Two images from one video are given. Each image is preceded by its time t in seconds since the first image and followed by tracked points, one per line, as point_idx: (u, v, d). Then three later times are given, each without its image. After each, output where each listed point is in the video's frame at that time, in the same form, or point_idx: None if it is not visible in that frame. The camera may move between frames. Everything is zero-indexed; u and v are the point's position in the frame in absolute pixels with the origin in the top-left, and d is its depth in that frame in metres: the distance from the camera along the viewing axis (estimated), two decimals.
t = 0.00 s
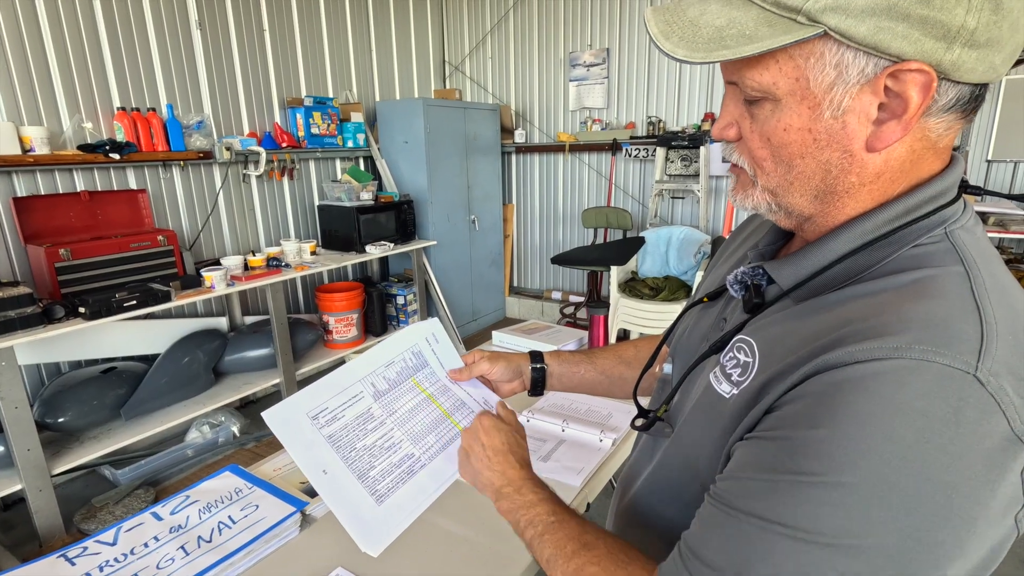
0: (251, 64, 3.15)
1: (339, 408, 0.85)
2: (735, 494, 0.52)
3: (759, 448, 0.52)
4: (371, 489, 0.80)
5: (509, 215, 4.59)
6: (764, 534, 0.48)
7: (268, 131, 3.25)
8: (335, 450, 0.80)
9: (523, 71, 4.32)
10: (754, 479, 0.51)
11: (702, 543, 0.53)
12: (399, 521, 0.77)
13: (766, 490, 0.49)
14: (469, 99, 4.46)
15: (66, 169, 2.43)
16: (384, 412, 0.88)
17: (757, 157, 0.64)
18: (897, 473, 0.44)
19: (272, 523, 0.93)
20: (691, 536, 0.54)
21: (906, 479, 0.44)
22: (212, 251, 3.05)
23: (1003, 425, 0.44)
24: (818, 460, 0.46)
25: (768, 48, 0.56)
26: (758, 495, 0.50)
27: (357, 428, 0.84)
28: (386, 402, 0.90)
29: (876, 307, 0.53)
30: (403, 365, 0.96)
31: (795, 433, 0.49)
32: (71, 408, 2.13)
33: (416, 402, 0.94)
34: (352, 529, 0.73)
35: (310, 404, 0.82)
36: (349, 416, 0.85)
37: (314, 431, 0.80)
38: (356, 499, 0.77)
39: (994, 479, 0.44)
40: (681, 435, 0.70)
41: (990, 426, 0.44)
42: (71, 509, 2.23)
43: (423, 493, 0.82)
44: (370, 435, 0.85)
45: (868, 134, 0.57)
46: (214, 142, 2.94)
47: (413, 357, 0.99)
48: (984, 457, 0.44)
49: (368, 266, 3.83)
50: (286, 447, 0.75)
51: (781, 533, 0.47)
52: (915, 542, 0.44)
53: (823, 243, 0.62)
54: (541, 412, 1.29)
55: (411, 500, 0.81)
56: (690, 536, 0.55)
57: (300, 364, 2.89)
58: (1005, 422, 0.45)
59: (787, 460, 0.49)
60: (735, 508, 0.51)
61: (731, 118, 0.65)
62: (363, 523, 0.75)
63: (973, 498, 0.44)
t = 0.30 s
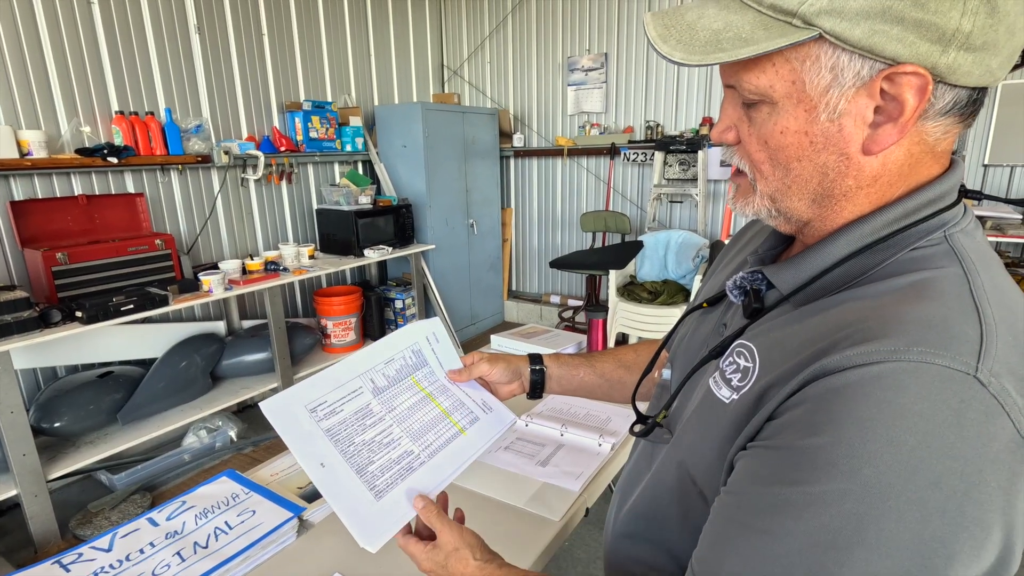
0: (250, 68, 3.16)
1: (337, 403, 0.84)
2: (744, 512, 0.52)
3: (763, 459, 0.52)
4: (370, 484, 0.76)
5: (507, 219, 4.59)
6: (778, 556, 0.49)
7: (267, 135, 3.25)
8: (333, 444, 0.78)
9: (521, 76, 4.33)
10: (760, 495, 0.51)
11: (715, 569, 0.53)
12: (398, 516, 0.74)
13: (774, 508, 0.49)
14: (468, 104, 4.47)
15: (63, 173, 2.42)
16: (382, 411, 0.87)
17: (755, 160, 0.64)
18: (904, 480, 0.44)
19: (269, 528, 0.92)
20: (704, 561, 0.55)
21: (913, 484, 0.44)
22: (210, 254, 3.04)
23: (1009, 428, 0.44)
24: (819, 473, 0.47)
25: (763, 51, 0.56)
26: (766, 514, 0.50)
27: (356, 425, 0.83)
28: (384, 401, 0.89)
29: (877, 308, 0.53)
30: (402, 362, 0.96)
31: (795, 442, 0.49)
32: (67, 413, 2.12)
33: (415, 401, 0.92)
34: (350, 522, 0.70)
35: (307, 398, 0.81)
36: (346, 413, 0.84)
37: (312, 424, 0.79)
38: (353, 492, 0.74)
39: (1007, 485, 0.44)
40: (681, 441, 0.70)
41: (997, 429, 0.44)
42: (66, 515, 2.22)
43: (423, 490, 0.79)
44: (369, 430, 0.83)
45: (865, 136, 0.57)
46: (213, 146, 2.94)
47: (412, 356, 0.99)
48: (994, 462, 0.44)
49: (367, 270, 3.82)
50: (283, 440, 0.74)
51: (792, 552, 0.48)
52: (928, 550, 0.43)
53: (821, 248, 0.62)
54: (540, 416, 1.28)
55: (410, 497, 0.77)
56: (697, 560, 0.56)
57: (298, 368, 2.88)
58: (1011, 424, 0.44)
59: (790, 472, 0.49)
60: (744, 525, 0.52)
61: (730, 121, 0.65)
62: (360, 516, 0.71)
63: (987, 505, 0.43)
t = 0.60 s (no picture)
0: (249, 71, 3.16)
1: (334, 409, 0.83)
2: (737, 515, 0.52)
3: (757, 465, 0.52)
4: (365, 492, 0.76)
5: (506, 222, 4.59)
6: (771, 559, 0.48)
7: (266, 138, 3.26)
8: (328, 451, 0.78)
9: (520, 80, 4.34)
10: (756, 500, 0.51)
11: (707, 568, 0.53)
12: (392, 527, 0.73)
13: (769, 511, 0.49)
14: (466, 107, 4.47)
15: (61, 176, 2.42)
16: (378, 417, 0.87)
17: (751, 164, 0.64)
18: (900, 488, 0.44)
19: (266, 534, 0.92)
20: (694, 564, 0.54)
21: (909, 493, 0.43)
22: (208, 258, 3.04)
23: (1006, 437, 0.44)
24: (814, 480, 0.46)
25: (759, 53, 0.56)
26: (762, 519, 0.50)
27: (351, 431, 0.83)
28: (381, 407, 0.89)
29: (873, 314, 0.52)
30: (399, 368, 0.96)
31: (791, 448, 0.49)
32: (64, 417, 2.11)
33: (412, 408, 0.92)
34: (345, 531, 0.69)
35: (303, 404, 0.81)
36: (342, 419, 0.83)
37: (308, 430, 0.78)
38: (348, 500, 0.73)
39: (1003, 494, 0.44)
40: (678, 446, 0.70)
41: (993, 437, 0.44)
42: (62, 519, 2.20)
43: (418, 500, 0.78)
44: (365, 438, 0.83)
45: (861, 141, 0.57)
46: (211, 149, 2.94)
47: (409, 361, 0.99)
48: (990, 471, 0.43)
49: (365, 274, 3.82)
50: (279, 445, 0.73)
51: (787, 556, 0.47)
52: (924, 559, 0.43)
53: (818, 253, 0.62)
54: (539, 420, 1.28)
55: (405, 507, 0.77)
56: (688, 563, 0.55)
57: (296, 372, 2.87)
58: (1008, 433, 0.44)
59: (785, 477, 0.49)
60: (737, 528, 0.51)
61: (726, 124, 0.65)
62: (355, 524, 0.71)
63: (982, 513, 0.43)
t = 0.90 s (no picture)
0: (247, 75, 3.16)
1: (329, 413, 0.83)
2: (733, 519, 0.52)
3: (752, 469, 0.52)
4: (360, 495, 0.75)
5: (504, 225, 4.60)
6: (766, 563, 0.48)
7: (264, 141, 3.26)
8: (325, 454, 0.77)
9: (518, 83, 4.35)
10: (752, 505, 0.51)
11: (702, 572, 0.53)
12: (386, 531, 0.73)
13: (765, 514, 0.49)
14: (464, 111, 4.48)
15: (59, 179, 2.41)
16: (374, 421, 0.87)
17: (747, 172, 0.64)
18: (895, 492, 0.44)
19: (263, 538, 0.91)
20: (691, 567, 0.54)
21: (904, 497, 0.44)
22: (205, 261, 3.03)
23: (1000, 440, 0.44)
24: (810, 485, 0.47)
25: (754, 64, 0.56)
26: (758, 524, 0.50)
27: (347, 435, 0.83)
28: (377, 411, 0.89)
29: (868, 319, 0.53)
30: (395, 372, 0.96)
31: (787, 452, 0.49)
32: (60, 421, 2.11)
33: (408, 411, 0.92)
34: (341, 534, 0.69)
35: (300, 408, 0.81)
36: (338, 423, 0.83)
37: (304, 432, 0.78)
38: (344, 502, 0.73)
39: (997, 498, 0.44)
40: (674, 450, 0.70)
41: (988, 441, 0.44)
42: (58, 524, 2.19)
43: (413, 504, 0.78)
44: (360, 441, 0.83)
45: (857, 149, 0.57)
46: (209, 152, 2.94)
47: (404, 365, 0.99)
48: (985, 475, 0.44)
49: (363, 277, 3.82)
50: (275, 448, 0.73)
51: (783, 560, 0.47)
52: (919, 564, 0.43)
53: (813, 257, 0.62)
54: (537, 423, 1.28)
55: (401, 510, 0.77)
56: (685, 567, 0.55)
57: (294, 376, 2.86)
58: (1002, 438, 0.44)
59: (781, 481, 0.49)
60: (733, 532, 0.51)
61: (722, 132, 0.66)
62: (350, 527, 0.71)
63: (977, 516, 0.43)
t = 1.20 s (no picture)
0: (246, 78, 3.17)
1: (323, 422, 0.83)
2: (733, 525, 0.52)
3: (752, 474, 0.52)
4: (355, 506, 0.75)
5: (503, 228, 4.60)
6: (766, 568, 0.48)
7: (263, 144, 3.26)
8: (320, 465, 0.77)
9: (517, 86, 4.36)
10: (751, 510, 0.51)
11: None
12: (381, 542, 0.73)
13: (765, 521, 0.49)
14: (463, 114, 4.49)
15: (57, 182, 2.41)
16: (370, 430, 0.86)
17: (743, 179, 0.64)
18: (894, 499, 0.44)
19: (261, 541, 0.91)
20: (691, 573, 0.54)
21: (903, 503, 0.43)
22: (204, 264, 3.03)
23: (1000, 446, 0.44)
24: (809, 491, 0.47)
25: (747, 73, 0.57)
26: (758, 529, 0.50)
27: (342, 445, 0.82)
28: (372, 419, 0.88)
29: (867, 324, 0.53)
30: (391, 380, 0.96)
31: (785, 457, 0.49)
32: (58, 424, 2.10)
33: (403, 419, 0.92)
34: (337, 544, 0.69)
35: (294, 418, 0.81)
36: (333, 432, 0.83)
37: (298, 443, 0.78)
38: (338, 513, 0.73)
39: (998, 503, 0.44)
40: (673, 455, 0.70)
41: (987, 447, 0.44)
42: (55, 527, 2.19)
43: (409, 514, 0.78)
44: (355, 450, 0.83)
45: (852, 154, 0.58)
46: (208, 155, 2.94)
47: (399, 372, 0.98)
48: (985, 480, 0.44)
49: (362, 279, 3.82)
50: (270, 460, 0.73)
51: (783, 567, 0.47)
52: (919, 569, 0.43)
53: (811, 262, 0.62)
54: (535, 426, 1.28)
55: (397, 519, 0.77)
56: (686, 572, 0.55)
57: (292, 379, 2.86)
58: (1002, 443, 0.44)
59: (782, 487, 0.49)
60: (733, 538, 0.51)
61: (717, 140, 0.66)
62: (345, 538, 0.71)
63: (977, 522, 0.43)
